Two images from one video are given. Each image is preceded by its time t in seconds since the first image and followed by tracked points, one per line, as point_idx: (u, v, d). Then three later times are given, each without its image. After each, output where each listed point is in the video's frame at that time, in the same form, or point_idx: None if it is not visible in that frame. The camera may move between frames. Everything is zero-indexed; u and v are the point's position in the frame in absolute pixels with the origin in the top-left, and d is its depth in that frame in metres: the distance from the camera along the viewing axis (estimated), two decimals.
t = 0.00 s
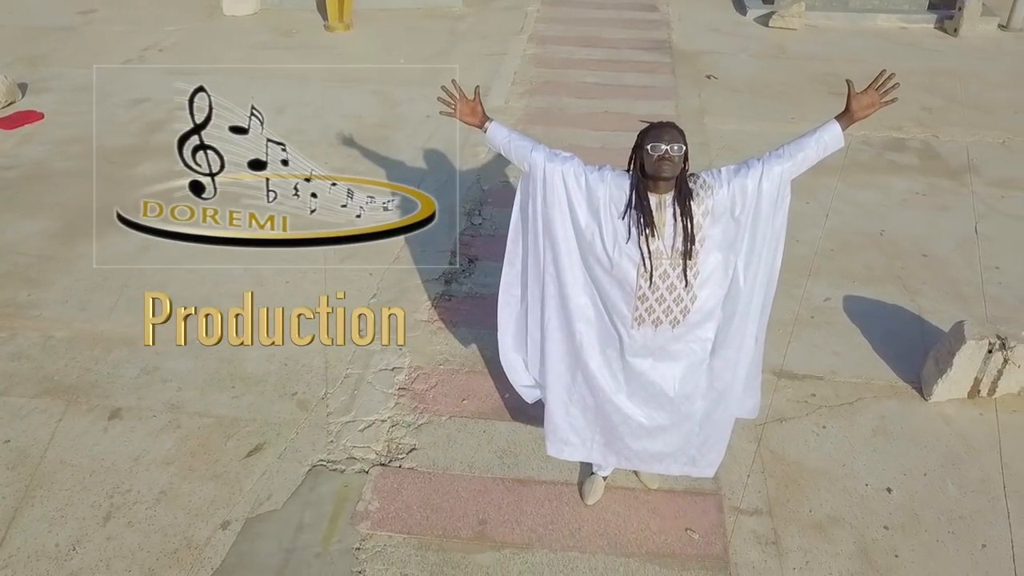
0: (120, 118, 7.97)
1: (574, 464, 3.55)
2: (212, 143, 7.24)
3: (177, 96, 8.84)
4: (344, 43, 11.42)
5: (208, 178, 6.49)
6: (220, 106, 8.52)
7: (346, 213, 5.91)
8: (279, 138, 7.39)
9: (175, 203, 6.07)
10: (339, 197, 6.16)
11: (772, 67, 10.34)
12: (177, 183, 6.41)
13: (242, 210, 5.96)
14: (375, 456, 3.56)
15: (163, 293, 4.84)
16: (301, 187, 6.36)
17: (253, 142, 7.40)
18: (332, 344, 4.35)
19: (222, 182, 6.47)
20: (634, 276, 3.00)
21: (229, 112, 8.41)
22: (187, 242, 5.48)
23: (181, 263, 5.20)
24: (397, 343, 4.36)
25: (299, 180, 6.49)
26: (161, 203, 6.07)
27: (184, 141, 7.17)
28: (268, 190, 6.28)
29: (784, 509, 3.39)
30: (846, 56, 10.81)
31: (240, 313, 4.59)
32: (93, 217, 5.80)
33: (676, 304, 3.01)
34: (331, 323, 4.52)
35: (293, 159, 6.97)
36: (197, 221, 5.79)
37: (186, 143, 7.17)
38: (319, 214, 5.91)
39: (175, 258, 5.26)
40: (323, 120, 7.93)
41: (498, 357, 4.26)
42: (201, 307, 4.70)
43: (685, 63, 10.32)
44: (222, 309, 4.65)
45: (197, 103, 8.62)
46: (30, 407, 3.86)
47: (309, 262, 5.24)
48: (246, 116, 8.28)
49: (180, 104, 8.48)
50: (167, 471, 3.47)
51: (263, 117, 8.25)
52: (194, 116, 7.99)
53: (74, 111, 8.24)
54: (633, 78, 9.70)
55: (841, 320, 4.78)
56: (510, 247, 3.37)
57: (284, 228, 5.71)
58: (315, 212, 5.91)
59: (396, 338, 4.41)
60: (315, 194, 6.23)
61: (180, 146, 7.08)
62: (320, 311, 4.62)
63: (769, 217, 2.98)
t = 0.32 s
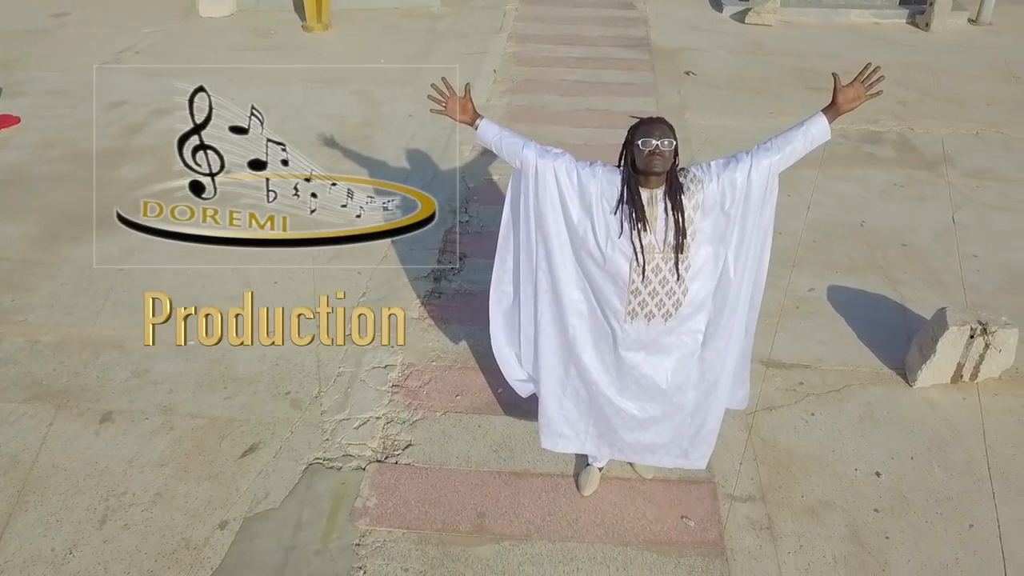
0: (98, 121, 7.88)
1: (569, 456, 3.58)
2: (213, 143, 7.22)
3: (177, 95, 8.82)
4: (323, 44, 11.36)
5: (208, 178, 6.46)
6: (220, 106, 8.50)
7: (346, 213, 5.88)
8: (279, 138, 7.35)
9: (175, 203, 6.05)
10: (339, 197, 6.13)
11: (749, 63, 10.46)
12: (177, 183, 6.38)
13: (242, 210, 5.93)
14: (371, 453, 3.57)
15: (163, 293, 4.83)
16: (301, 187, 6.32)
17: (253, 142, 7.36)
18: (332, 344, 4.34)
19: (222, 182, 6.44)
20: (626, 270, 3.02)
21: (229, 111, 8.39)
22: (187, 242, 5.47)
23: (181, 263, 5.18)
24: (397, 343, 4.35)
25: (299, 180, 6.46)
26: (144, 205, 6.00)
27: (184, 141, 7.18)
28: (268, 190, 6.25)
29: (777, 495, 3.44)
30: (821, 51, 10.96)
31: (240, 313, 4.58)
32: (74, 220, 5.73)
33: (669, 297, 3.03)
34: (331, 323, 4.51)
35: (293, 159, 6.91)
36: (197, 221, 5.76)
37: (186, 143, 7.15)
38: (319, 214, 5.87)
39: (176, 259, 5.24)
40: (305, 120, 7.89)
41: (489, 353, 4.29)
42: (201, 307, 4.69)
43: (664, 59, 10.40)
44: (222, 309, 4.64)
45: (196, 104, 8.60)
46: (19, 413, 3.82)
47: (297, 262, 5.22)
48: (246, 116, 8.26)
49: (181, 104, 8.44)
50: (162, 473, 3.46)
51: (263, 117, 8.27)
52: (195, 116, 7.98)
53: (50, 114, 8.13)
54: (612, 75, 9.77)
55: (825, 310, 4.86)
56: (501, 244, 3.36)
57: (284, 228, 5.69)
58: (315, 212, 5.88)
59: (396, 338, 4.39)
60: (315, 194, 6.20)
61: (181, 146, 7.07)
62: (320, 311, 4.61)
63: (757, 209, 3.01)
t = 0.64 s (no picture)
0: (77, 124, 7.79)
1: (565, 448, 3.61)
2: (213, 143, 7.17)
3: (176, 96, 8.78)
4: (303, 44, 11.30)
5: (208, 179, 6.44)
6: (220, 106, 8.49)
7: (347, 212, 5.86)
8: (279, 138, 7.30)
9: (175, 203, 6.02)
10: (339, 197, 6.10)
11: (728, 58, 10.56)
12: (177, 183, 6.35)
13: (242, 210, 5.90)
14: (368, 449, 3.58)
15: (163, 293, 4.82)
16: (301, 187, 6.30)
17: (253, 142, 7.29)
18: (331, 344, 4.33)
19: (222, 182, 6.42)
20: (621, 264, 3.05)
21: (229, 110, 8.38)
22: (187, 242, 5.44)
23: (181, 264, 5.16)
24: (397, 343, 4.34)
25: (299, 180, 6.42)
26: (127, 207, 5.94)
27: (184, 141, 7.15)
28: (268, 190, 6.22)
29: (770, 481, 3.50)
30: (798, 46, 11.10)
31: (240, 313, 4.56)
32: (57, 224, 5.66)
33: (663, 290, 3.07)
34: (331, 323, 4.49)
35: (293, 159, 6.86)
36: (197, 221, 5.73)
37: (186, 143, 7.13)
38: (319, 213, 5.84)
39: (175, 259, 5.21)
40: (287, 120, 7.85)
41: (482, 349, 4.31)
42: (201, 307, 4.67)
43: (644, 56, 10.47)
44: (222, 309, 4.62)
45: (196, 104, 8.55)
46: (8, 418, 3.79)
47: (285, 262, 5.19)
48: (246, 116, 8.24)
49: (183, 104, 8.43)
50: (157, 474, 3.44)
51: (263, 117, 8.27)
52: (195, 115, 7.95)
53: (27, 118, 8.01)
54: (593, 72, 9.82)
55: (810, 299, 4.93)
56: (494, 241, 3.38)
57: (284, 227, 5.66)
58: (316, 211, 5.85)
59: (396, 338, 4.38)
60: (315, 194, 6.17)
61: (181, 146, 7.05)
62: (320, 311, 4.60)
63: (748, 201, 3.06)
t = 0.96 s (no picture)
0: (56, 127, 7.69)
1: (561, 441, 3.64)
2: (213, 142, 7.14)
3: (176, 96, 8.77)
4: (282, 45, 11.24)
5: (208, 179, 6.41)
6: (220, 107, 8.48)
7: (346, 212, 5.83)
8: (279, 138, 7.26)
9: (175, 203, 6.01)
10: (339, 197, 6.08)
11: (707, 55, 10.66)
12: (177, 183, 6.34)
13: (242, 210, 5.87)
14: (364, 446, 3.59)
15: (163, 293, 4.80)
16: (301, 187, 6.26)
17: (252, 142, 7.26)
18: (331, 344, 4.32)
19: (222, 182, 6.38)
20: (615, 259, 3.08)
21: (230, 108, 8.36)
22: (187, 242, 5.42)
23: (182, 265, 5.14)
24: (397, 342, 4.33)
25: (299, 180, 6.39)
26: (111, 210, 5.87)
27: (184, 141, 7.14)
28: (268, 190, 6.19)
29: (763, 468, 3.56)
30: (775, 42, 11.23)
31: (240, 313, 4.55)
32: (40, 228, 5.60)
33: (657, 283, 3.11)
34: (331, 323, 4.49)
35: (293, 159, 6.82)
36: (197, 221, 5.70)
37: (186, 143, 7.11)
38: (319, 213, 5.81)
39: (174, 259, 5.20)
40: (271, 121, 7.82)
41: (474, 345, 4.34)
42: (200, 307, 4.66)
43: (624, 53, 10.55)
44: (222, 309, 4.60)
45: (197, 104, 8.49)
46: None
47: (273, 262, 5.17)
48: (247, 116, 8.23)
49: (183, 104, 8.41)
50: (154, 476, 3.43)
51: (263, 117, 8.24)
52: (195, 116, 7.94)
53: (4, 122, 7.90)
54: (574, 70, 9.87)
55: (796, 290, 5.01)
56: (489, 238, 3.40)
57: (284, 227, 5.63)
58: (315, 211, 5.83)
59: (396, 338, 4.37)
60: (315, 194, 6.14)
61: (181, 146, 7.04)
62: (320, 311, 4.59)
63: (739, 193, 3.11)
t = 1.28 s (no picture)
0: (35, 131, 7.59)
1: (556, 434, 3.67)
2: (212, 142, 7.12)
3: (176, 96, 8.78)
4: (261, 46, 11.16)
5: (208, 179, 6.39)
6: (220, 106, 8.51)
7: (347, 212, 5.82)
8: (279, 138, 7.23)
9: (176, 203, 6.01)
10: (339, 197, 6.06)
11: (686, 52, 10.76)
12: (177, 183, 6.33)
13: (242, 210, 5.85)
14: (361, 443, 3.60)
15: (163, 293, 4.80)
16: (301, 187, 6.23)
17: (252, 142, 7.24)
18: (332, 344, 4.31)
19: (222, 182, 6.36)
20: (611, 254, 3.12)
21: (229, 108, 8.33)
22: (187, 242, 5.40)
23: (182, 265, 5.12)
24: (397, 342, 4.33)
25: (300, 180, 6.36)
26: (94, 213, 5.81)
27: (184, 141, 7.11)
28: (268, 190, 6.17)
29: (756, 455, 3.62)
30: (752, 38, 11.35)
31: (240, 313, 4.54)
32: (22, 232, 5.53)
33: (652, 276, 3.15)
34: (331, 323, 4.48)
35: (293, 159, 6.79)
36: (197, 221, 5.68)
37: (186, 143, 7.09)
38: (319, 213, 5.80)
39: (173, 259, 5.19)
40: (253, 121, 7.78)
41: (466, 342, 4.36)
42: (200, 307, 4.65)
43: (604, 51, 10.61)
44: (222, 309, 4.59)
45: (197, 104, 8.48)
46: None
47: (262, 262, 5.15)
48: (246, 116, 8.22)
49: (183, 104, 8.39)
50: (150, 477, 3.42)
51: (263, 117, 8.22)
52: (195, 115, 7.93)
53: None
54: (555, 68, 9.91)
55: (782, 281, 5.08)
56: (483, 236, 3.43)
57: (284, 227, 5.61)
58: (315, 211, 5.80)
59: (396, 338, 4.37)
60: (315, 194, 6.11)
61: (181, 146, 7.00)
62: (320, 311, 4.58)
63: (730, 185, 3.16)
